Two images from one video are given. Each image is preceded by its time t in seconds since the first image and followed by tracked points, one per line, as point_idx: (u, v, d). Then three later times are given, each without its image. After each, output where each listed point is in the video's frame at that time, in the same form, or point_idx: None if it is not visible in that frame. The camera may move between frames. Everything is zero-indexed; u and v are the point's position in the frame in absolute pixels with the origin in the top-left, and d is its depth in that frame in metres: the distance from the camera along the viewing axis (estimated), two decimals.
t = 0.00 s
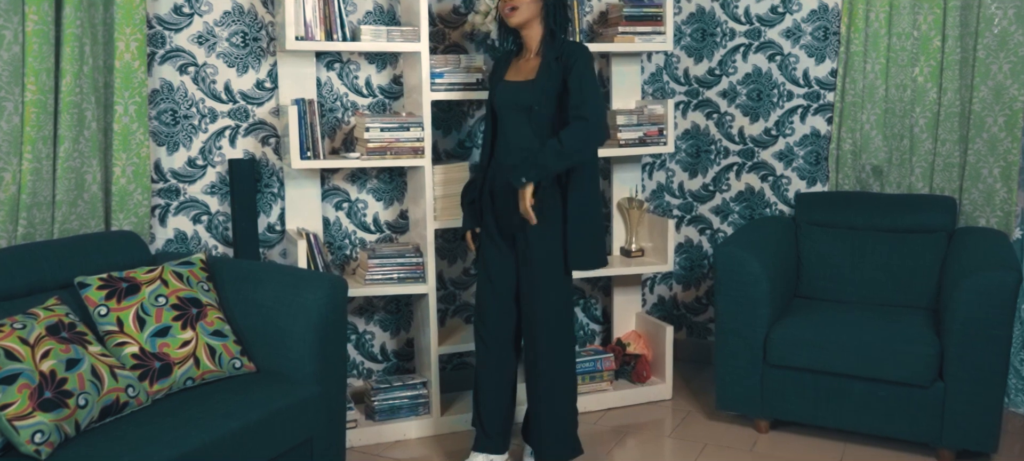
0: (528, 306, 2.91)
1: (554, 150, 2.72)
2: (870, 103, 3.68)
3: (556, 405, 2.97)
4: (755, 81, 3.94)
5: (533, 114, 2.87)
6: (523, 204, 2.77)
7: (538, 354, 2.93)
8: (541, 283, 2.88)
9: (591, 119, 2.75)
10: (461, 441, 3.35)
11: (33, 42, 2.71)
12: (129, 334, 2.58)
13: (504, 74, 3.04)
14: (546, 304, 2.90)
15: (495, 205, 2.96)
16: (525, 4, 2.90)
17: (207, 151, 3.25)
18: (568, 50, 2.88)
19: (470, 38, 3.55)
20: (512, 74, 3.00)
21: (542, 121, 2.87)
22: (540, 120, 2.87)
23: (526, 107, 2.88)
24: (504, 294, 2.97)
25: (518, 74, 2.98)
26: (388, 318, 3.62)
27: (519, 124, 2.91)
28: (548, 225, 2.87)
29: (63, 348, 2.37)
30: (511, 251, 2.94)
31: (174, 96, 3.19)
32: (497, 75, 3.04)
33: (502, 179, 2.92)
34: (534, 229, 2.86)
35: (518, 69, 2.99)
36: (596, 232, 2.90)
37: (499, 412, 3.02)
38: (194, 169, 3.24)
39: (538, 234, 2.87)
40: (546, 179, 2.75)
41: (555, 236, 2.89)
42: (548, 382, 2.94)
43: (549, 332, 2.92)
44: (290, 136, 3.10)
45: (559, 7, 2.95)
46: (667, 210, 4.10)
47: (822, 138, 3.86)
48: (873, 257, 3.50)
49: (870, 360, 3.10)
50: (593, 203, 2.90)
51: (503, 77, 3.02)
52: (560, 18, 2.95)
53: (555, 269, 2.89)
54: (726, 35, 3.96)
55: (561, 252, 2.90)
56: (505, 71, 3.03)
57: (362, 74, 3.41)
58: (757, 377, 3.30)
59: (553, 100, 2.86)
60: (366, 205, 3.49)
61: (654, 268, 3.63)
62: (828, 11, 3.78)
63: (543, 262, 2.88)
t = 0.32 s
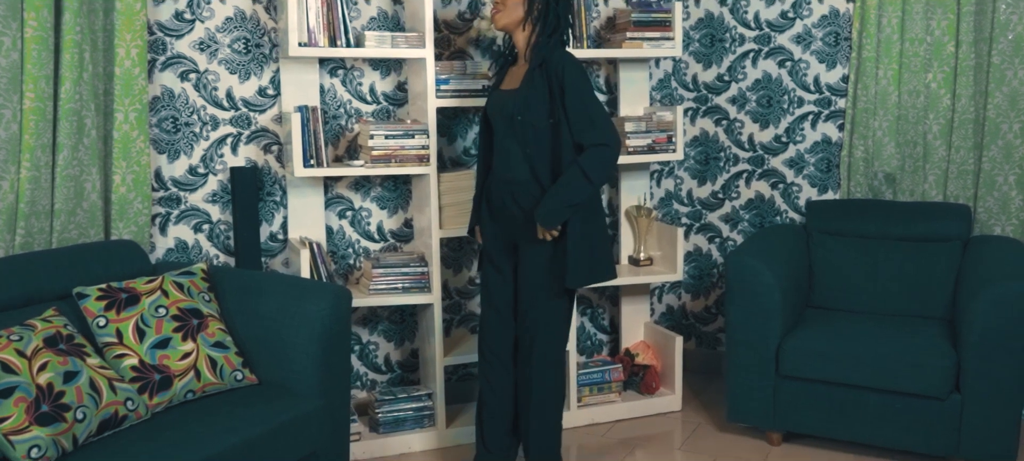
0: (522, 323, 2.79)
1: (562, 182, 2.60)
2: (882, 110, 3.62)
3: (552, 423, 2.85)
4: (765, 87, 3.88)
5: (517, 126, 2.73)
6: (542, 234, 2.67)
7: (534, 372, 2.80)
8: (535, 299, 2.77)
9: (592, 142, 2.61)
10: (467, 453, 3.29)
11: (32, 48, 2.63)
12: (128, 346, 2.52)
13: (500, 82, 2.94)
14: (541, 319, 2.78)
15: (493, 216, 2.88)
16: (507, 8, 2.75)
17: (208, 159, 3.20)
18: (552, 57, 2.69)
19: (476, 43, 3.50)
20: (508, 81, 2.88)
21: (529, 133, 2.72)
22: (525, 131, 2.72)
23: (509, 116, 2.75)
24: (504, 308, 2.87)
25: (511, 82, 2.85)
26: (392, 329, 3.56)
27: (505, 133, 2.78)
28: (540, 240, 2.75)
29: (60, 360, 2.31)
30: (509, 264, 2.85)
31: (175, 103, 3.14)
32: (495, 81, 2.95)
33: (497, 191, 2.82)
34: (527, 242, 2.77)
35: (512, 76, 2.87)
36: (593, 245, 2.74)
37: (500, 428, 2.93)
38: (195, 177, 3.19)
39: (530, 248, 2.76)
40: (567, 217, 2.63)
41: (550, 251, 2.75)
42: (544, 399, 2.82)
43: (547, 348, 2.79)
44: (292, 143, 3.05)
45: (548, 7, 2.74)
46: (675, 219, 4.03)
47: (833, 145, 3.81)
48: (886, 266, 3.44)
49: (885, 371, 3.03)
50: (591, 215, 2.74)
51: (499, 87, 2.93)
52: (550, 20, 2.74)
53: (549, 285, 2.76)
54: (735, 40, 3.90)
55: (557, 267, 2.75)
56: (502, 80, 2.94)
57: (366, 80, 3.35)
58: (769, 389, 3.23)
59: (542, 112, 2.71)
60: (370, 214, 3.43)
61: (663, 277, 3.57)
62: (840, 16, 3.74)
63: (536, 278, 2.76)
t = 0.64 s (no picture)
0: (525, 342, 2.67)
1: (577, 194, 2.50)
2: (902, 121, 3.53)
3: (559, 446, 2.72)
4: (781, 98, 3.79)
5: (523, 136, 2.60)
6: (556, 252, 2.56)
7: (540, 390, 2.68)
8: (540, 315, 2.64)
9: (607, 154, 2.52)
10: None
11: (31, 60, 2.55)
12: (128, 364, 2.43)
13: (498, 91, 2.80)
14: (548, 335, 2.65)
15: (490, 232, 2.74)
16: (508, 17, 2.65)
17: (212, 171, 3.13)
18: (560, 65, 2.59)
19: (484, 53, 3.42)
20: (505, 91, 2.75)
21: (535, 145, 2.60)
22: (531, 143, 2.60)
23: (514, 127, 2.62)
24: (503, 326, 2.73)
25: (510, 91, 2.73)
26: (400, 345, 3.48)
27: (508, 144, 2.66)
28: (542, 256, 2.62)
29: (58, 379, 2.24)
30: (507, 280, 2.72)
31: (178, 115, 3.07)
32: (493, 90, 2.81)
33: (495, 206, 2.70)
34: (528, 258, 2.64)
35: (511, 86, 2.75)
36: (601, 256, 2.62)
37: (503, 451, 2.81)
38: (198, 191, 3.12)
39: (531, 264, 2.63)
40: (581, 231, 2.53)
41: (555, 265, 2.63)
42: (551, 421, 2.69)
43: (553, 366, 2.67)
44: (297, 157, 2.98)
45: (551, 15, 2.66)
46: (689, 232, 3.95)
47: (851, 157, 3.73)
48: (906, 280, 3.34)
49: (907, 390, 2.94)
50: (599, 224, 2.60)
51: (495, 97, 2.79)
52: (553, 29, 2.66)
53: (554, 301, 2.64)
54: (749, 50, 3.81)
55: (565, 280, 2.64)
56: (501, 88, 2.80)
57: (373, 91, 3.29)
58: (787, 408, 3.13)
59: (549, 121, 2.59)
60: (377, 227, 3.35)
61: (677, 292, 3.49)
62: (857, 26, 3.66)
63: (540, 293, 2.64)
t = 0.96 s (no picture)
0: (530, 367, 2.52)
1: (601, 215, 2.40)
2: (927, 137, 3.41)
3: None
4: (802, 114, 3.69)
5: (531, 155, 2.46)
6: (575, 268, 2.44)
7: (548, 415, 2.54)
8: (547, 338, 2.50)
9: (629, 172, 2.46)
10: None
11: (29, 75, 2.48)
12: (126, 390, 2.33)
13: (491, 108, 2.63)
14: (554, 358, 2.52)
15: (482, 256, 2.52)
16: (507, 33, 2.53)
17: (217, 190, 3.05)
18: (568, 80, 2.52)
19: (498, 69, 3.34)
20: (500, 107, 2.60)
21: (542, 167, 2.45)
22: (539, 162, 2.45)
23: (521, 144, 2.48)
24: (499, 352, 2.56)
25: (507, 107, 2.58)
26: (410, 368, 3.38)
27: (511, 164, 2.49)
28: (549, 279, 2.47)
29: (51, 406, 2.16)
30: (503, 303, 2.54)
31: (182, 132, 3.01)
32: (483, 106, 2.62)
33: (493, 229, 2.49)
34: (531, 283, 2.46)
35: (507, 102, 2.60)
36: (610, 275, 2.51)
37: None
38: (203, 210, 3.04)
39: (535, 287, 2.46)
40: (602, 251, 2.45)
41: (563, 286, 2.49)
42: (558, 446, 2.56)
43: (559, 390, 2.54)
44: (303, 175, 2.90)
45: (551, 31, 2.56)
46: (707, 251, 3.85)
47: (875, 175, 3.59)
48: (934, 303, 3.23)
49: (937, 417, 2.81)
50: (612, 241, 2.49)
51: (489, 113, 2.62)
52: (554, 45, 2.57)
53: (560, 322, 2.50)
54: (770, 65, 3.72)
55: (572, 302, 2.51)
56: (493, 104, 2.62)
57: (383, 107, 3.20)
58: (811, 437, 3.00)
59: (561, 138, 2.47)
60: (386, 247, 3.25)
61: (694, 315, 3.38)
62: (880, 39, 3.54)
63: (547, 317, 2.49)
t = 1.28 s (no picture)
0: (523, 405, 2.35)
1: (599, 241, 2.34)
2: (958, 160, 3.25)
3: None
4: (827, 135, 3.56)
5: (530, 180, 2.34)
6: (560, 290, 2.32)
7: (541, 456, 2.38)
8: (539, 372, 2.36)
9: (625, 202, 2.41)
10: None
11: (21, 96, 2.39)
12: (115, 425, 2.22)
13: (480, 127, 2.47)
14: (546, 393, 2.38)
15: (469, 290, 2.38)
16: (507, 55, 2.40)
17: (220, 214, 2.95)
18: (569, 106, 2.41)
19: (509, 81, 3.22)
20: (493, 127, 2.45)
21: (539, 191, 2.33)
22: (538, 188, 2.34)
23: (518, 169, 2.35)
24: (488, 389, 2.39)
25: (502, 128, 2.43)
26: (420, 399, 3.25)
27: (505, 189, 2.36)
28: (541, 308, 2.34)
29: (32, 443, 2.05)
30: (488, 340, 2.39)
31: (184, 154, 2.91)
32: (473, 124, 2.46)
33: (483, 260, 2.35)
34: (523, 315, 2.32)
35: (501, 122, 2.45)
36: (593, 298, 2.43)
37: None
38: (205, 234, 2.94)
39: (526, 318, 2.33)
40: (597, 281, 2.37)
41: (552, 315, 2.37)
42: None
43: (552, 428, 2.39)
44: (307, 198, 2.80)
45: (549, 52, 2.46)
46: (729, 278, 3.75)
47: (903, 199, 3.44)
48: (967, 334, 3.07)
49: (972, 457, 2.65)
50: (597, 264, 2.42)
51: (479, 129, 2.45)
52: (551, 68, 2.46)
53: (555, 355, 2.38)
54: (793, 84, 3.60)
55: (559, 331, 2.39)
56: (485, 125, 2.46)
57: (392, 129, 3.10)
58: None
59: (560, 165, 2.37)
60: (395, 274, 3.14)
61: (716, 345, 3.24)
62: (907, 57, 3.40)
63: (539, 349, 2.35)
